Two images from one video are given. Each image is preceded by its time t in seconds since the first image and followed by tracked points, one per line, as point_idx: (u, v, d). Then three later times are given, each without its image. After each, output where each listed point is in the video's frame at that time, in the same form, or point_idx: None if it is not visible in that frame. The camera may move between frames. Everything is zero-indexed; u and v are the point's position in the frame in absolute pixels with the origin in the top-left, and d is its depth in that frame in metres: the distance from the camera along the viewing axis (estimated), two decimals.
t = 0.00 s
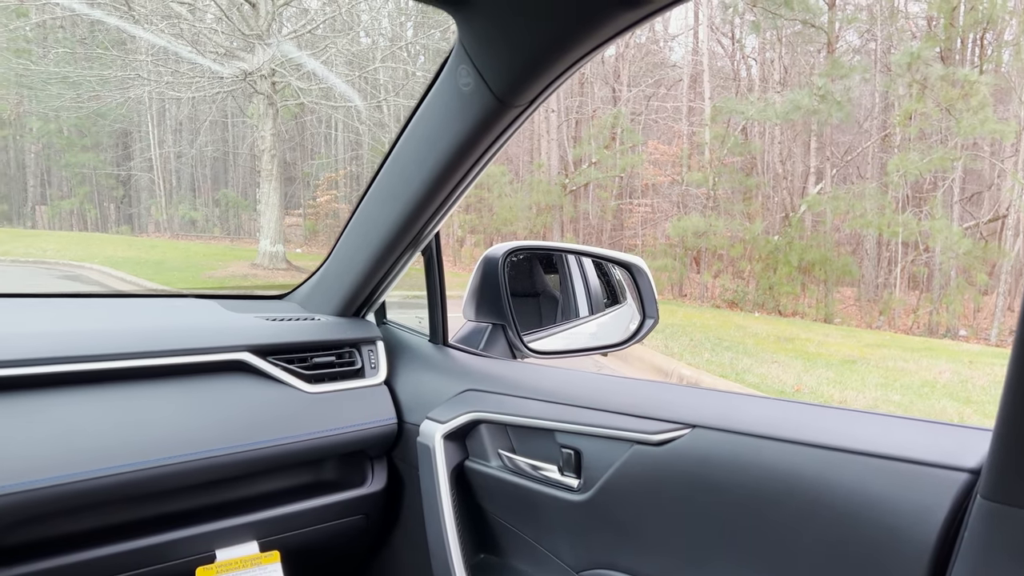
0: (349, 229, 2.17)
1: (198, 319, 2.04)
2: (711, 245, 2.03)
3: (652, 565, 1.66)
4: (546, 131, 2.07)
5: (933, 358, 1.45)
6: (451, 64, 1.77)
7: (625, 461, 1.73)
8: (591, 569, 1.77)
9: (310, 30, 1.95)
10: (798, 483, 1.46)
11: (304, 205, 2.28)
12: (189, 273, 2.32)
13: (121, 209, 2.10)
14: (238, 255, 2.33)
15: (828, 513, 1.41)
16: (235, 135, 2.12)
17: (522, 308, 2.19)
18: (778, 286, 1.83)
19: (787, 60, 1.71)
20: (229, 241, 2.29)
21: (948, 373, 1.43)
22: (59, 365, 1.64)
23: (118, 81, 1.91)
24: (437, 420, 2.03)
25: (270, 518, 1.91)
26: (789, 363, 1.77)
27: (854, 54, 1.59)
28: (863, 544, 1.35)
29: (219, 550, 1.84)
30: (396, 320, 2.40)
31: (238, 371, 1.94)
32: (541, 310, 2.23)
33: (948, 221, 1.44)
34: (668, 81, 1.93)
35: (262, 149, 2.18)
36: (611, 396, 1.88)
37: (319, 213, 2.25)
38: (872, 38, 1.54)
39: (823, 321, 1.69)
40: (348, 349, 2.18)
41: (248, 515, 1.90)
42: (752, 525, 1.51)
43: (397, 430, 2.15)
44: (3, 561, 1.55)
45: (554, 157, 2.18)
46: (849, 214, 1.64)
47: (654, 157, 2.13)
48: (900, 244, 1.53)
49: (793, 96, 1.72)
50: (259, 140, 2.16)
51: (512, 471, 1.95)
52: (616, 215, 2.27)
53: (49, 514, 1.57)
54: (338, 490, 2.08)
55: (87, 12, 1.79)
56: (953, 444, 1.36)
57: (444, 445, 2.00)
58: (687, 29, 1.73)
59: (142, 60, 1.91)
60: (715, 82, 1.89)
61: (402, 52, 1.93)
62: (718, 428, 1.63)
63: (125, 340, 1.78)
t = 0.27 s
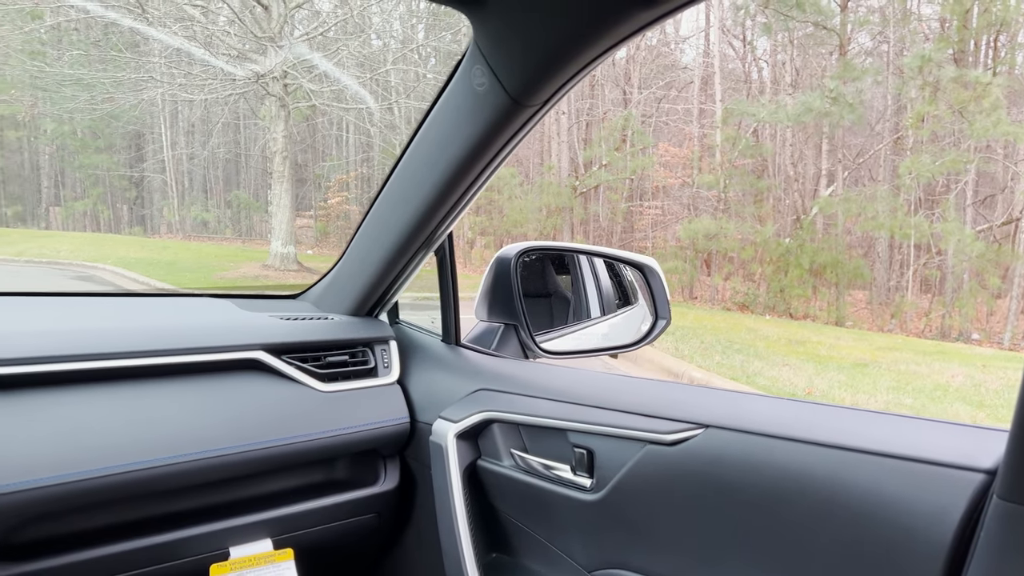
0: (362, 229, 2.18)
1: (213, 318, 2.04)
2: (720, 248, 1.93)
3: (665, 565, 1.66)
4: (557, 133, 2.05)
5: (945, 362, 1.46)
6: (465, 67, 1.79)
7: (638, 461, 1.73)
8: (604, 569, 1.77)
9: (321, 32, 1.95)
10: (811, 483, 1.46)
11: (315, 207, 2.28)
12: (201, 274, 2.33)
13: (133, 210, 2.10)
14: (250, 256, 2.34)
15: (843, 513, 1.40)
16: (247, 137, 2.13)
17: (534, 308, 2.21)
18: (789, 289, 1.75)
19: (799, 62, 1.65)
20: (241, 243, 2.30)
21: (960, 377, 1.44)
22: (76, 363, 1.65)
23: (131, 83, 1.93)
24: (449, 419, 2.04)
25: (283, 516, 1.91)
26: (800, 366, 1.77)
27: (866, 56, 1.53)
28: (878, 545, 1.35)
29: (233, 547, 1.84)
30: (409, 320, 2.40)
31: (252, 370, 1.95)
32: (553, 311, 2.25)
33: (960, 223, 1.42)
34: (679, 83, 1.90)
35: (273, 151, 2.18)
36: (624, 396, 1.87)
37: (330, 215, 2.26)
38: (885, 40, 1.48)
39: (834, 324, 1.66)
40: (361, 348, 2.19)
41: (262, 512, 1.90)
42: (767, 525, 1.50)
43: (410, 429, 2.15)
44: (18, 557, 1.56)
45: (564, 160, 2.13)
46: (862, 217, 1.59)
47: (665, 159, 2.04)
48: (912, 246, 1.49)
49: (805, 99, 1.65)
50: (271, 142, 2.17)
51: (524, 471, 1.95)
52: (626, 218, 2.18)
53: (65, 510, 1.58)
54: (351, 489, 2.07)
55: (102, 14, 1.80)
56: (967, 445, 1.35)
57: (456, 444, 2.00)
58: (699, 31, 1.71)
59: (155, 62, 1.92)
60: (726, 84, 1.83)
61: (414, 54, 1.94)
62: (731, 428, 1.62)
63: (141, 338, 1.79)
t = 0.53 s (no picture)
0: (383, 228, 2.20)
1: (234, 317, 2.04)
2: (737, 248, 1.88)
3: (687, 564, 1.65)
4: (573, 133, 2.01)
5: (965, 363, 1.44)
6: (486, 65, 1.80)
7: (660, 460, 1.72)
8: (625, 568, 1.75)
9: (338, 33, 1.95)
10: (835, 482, 1.46)
11: (331, 207, 2.28)
12: (218, 274, 2.34)
13: (151, 210, 2.11)
14: (266, 257, 2.33)
15: (868, 512, 1.40)
16: (263, 138, 2.13)
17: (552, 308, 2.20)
18: (806, 289, 1.73)
19: (816, 62, 1.62)
20: (257, 244, 2.28)
21: (980, 379, 1.44)
22: (101, 361, 1.67)
23: (151, 84, 1.94)
24: (469, 417, 2.04)
25: (304, 513, 1.91)
26: (816, 367, 1.74)
27: (885, 55, 1.51)
28: (904, 544, 1.34)
29: (256, 543, 1.83)
30: (429, 320, 2.39)
31: (274, 366, 1.95)
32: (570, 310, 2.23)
33: (979, 223, 1.40)
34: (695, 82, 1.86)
35: (290, 151, 2.18)
36: (646, 394, 1.86)
37: (347, 216, 2.27)
38: (904, 39, 1.46)
39: (852, 325, 1.63)
40: (382, 347, 2.18)
41: (283, 509, 1.89)
42: (791, 524, 1.50)
43: (430, 427, 2.14)
44: (47, 550, 1.59)
45: (580, 159, 2.06)
46: (879, 215, 1.58)
47: (681, 158, 1.94)
48: (932, 246, 1.47)
49: (822, 99, 1.62)
50: (288, 143, 2.16)
51: (544, 469, 1.95)
52: (642, 218, 2.11)
53: (91, 505, 1.59)
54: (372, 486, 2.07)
55: (121, 16, 1.84)
56: (992, 444, 1.34)
57: (477, 442, 2.01)
58: (715, 30, 1.67)
59: (173, 63, 1.93)
60: (743, 83, 1.79)
61: (429, 55, 1.96)
62: (754, 428, 1.62)
63: (165, 336, 1.81)
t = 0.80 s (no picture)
0: (402, 225, 2.22)
1: (257, 313, 2.07)
2: (758, 245, 1.75)
3: (705, 562, 1.64)
4: (591, 130, 1.98)
5: (990, 360, 1.38)
6: (503, 62, 1.79)
7: (678, 456, 1.71)
8: (643, 564, 1.75)
9: (358, 32, 1.95)
10: (854, 478, 1.44)
11: (352, 205, 2.29)
12: (239, 273, 2.38)
13: (174, 210, 2.12)
14: (286, 255, 2.35)
15: (887, 508, 1.38)
16: (285, 136, 2.15)
17: (570, 305, 2.22)
18: (828, 287, 1.61)
19: (838, 57, 1.55)
20: (279, 241, 2.32)
21: (1006, 377, 1.38)
22: (127, 357, 1.68)
23: (173, 85, 1.95)
24: (487, 413, 2.04)
25: (325, 508, 1.92)
26: (839, 364, 1.68)
27: (909, 49, 1.44)
28: (922, 541, 1.32)
29: (277, 538, 1.85)
30: (447, 316, 2.40)
31: (295, 363, 1.96)
32: (589, 307, 2.24)
33: (1005, 218, 1.33)
34: (716, 78, 1.78)
35: (310, 150, 2.21)
36: (665, 391, 1.85)
37: (367, 214, 2.28)
38: (927, 32, 1.40)
39: (875, 322, 1.55)
40: (400, 343, 2.20)
41: (304, 504, 1.90)
42: (810, 520, 1.48)
43: (448, 424, 2.15)
44: (73, 544, 1.60)
45: (598, 156, 2.02)
46: (902, 212, 1.49)
47: (700, 155, 1.86)
48: (956, 243, 1.40)
49: (843, 92, 1.56)
50: (309, 141, 2.19)
51: (562, 465, 1.94)
52: (662, 215, 2.01)
53: (117, 499, 1.60)
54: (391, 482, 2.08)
55: (144, 17, 1.83)
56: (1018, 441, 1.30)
57: (495, 438, 2.01)
58: (736, 25, 1.64)
59: (195, 64, 1.94)
60: (764, 78, 1.71)
61: (448, 53, 1.96)
62: (774, 424, 1.61)
63: (189, 333, 1.83)
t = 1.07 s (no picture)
0: (420, 224, 2.23)
1: (277, 311, 2.08)
2: (779, 240, 1.73)
3: (724, 559, 1.63)
4: (610, 127, 1.95)
5: (1016, 357, 1.34)
6: (520, 60, 1.80)
7: (696, 454, 1.70)
8: (662, 561, 1.75)
9: (376, 30, 1.95)
10: (874, 476, 1.42)
11: (371, 203, 2.30)
12: (260, 271, 2.39)
13: (195, 208, 2.15)
14: (306, 253, 2.35)
15: (908, 507, 1.37)
16: (304, 135, 2.16)
17: (587, 303, 2.19)
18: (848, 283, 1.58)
19: (860, 50, 1.51)
20: (298, 240, 2.31)
21: None
22: (149, 355, 1.70)
23: (194, 85, 1.97)
24: (505, 411, 2.04)
25: (345, 504, 1.93)
26: (860, 361, 1.64)
27: (932, 42, 1.40)
28: (945, 538, 1.32)
29: (297, 534, 1.86)
30: (465, 314, 2.41)
31: (313, 360, 1.97)
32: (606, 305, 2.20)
33: None
34: (735, 74, 1.76)
35: (329, 149, 2.19)
36: (684, 389, 1.84)
37: (385, 212, 2.29)
38: (951, 25, 1.36)
39: (897, 318, 1.52)
40: (418, 341, 2.20)
41: (324, 500, 1.91)
42: (830, 519, 1.47)
43: (466, 421, 2.15)
44: (98, 539, 1.61)
45: (617, 152, 1.98)
46: (925, 206, 1.45)
47: (720, 151, 1.82)
48: (981, 238, 1.35)
49: (864, 86, 1.53)
50: (327, 140, 2.18)
51: (580, 463, 1.94)
52: (682, 212, 1.98)
53: (141, 495, 1.61)
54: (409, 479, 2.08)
55: (165, 18, 1.84)
56: None
57: (513, 436, 2.01)
58: (755, 20, 1.60)
59: (215, 63, 1.95)
60: (783, 74, 1.68)
61: (466, 51, 1.95)
62: (793, 422, 1.59)
63: (210, 332, 1.84)
